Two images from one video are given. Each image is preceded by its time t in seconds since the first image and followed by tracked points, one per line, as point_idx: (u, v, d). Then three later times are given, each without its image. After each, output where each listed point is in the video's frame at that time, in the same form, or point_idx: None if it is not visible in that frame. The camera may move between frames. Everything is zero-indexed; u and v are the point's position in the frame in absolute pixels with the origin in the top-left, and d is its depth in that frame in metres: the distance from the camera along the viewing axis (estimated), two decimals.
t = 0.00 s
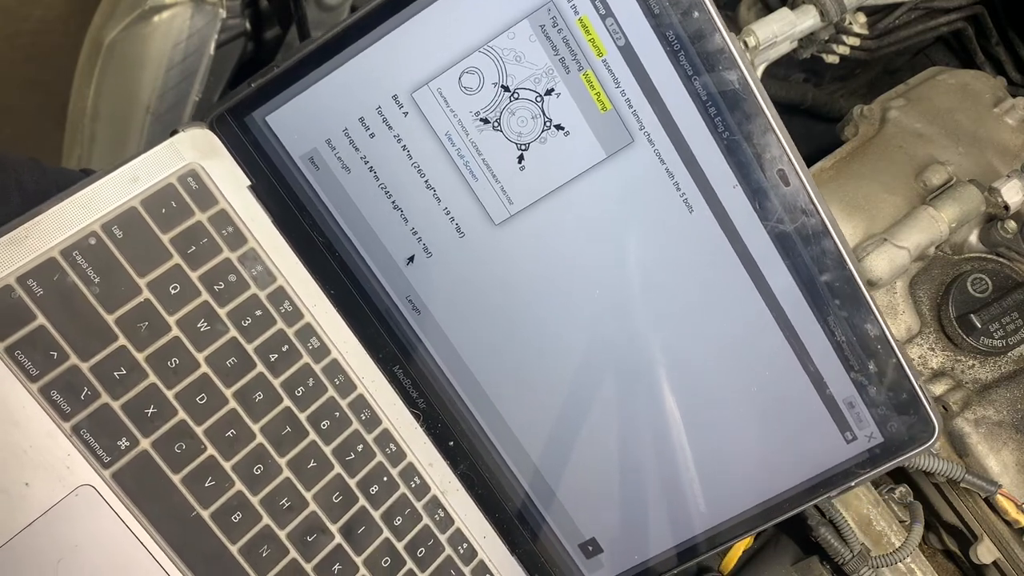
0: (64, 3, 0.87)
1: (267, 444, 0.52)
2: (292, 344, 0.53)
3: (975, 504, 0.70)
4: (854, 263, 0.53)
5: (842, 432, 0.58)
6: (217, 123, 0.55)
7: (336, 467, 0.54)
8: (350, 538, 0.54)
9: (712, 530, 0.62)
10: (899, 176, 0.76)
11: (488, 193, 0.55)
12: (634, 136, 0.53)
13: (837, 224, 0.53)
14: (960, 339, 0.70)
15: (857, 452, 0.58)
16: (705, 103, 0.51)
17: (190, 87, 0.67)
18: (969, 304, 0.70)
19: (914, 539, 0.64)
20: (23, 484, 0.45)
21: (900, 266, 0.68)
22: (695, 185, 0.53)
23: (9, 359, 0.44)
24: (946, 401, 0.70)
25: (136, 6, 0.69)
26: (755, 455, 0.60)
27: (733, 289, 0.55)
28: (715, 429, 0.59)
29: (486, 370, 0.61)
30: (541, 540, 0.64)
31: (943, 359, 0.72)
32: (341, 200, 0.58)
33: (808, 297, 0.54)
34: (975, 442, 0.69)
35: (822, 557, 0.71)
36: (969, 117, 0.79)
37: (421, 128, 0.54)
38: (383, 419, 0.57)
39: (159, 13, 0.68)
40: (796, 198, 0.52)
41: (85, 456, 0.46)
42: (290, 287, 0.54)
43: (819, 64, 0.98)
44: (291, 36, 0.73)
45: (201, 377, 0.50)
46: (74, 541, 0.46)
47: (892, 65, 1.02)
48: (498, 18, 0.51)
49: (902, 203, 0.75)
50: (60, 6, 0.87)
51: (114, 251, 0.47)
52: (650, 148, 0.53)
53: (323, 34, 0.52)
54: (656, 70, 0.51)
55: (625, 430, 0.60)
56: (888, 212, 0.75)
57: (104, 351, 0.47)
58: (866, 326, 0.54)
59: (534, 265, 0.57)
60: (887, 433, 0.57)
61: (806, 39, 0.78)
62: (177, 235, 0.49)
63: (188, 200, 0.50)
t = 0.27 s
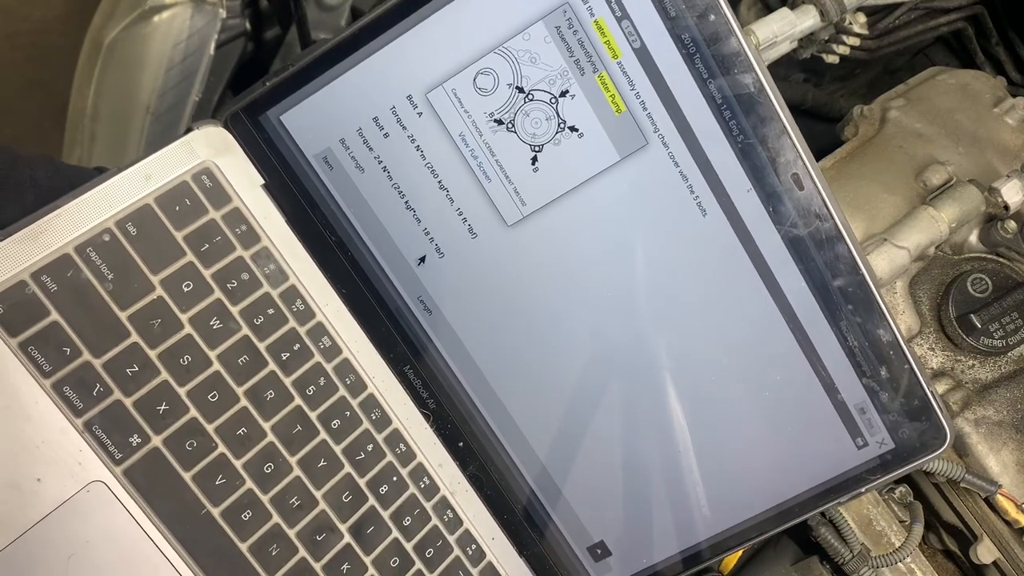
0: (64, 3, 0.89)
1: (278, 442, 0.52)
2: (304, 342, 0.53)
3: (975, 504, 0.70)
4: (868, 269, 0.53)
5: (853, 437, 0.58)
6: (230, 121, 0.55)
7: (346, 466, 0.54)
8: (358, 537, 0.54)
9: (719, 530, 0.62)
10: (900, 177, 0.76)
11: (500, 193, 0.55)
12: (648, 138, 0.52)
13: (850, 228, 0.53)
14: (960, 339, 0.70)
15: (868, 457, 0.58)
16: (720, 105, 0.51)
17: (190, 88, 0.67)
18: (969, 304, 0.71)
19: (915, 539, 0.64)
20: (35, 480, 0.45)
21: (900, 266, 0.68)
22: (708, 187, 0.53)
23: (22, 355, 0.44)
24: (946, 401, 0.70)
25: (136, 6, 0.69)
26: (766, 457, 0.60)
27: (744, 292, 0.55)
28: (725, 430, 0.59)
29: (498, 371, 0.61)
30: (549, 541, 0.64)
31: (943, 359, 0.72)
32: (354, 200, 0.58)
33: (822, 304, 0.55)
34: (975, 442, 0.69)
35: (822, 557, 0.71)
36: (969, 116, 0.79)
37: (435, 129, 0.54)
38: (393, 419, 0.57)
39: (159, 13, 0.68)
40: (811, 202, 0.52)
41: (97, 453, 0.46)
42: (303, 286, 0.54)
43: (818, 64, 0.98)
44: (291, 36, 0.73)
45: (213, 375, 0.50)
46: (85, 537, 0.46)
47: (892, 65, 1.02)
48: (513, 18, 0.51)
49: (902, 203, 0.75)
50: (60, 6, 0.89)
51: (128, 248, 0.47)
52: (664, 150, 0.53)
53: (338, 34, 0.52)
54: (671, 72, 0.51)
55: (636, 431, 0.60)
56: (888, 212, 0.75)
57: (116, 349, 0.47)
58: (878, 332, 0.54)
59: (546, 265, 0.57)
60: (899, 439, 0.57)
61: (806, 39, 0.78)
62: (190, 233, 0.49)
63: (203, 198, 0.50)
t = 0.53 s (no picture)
0: (64, 3, 0.89)
1: (280, 440, 0.52)
2: (306, 341, 0.53)
3: (975, 504, 0.70)
4: (870, 272, 0.53)
5: (854, 437, 0.58)
6: (235, 120, 0.56)
7: (348, 464, 0.54)
8: (360, 535, 0.54)
9: (719, 529, 0.62)
10: (900, 177, 0.76)
11: (503, 193, 0.55)
12: (651, 138, 0.52)
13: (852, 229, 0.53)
14: (959, 339, 0.70)
15: (868, 457, 0.58)
16: (723, 107, 0.51)
17: (190, 88, 0.67)
18: (969, 304, 0.71)
19: (914, 539, 0.65)
20: (39, 477, 0.45)
21: (900, 266, 0.68)
22: (710, 187, 0.53)
23: (26, 352, 0.44)
24: (946, 400, 0.70)
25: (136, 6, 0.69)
26: (767, 457, 0.60)
27: (745, 292, 0.55)
28: (727, 430, 0.59)
29: (500, 371, 0.61)
30: (549, 540, 0.64)
31: (943, 359, 0.72)
32: (357, 199, 0.58)
33: (823, 303, 0.55)
34: (975, 442, 0.69)
35: (822, 557, 0.71)
36: (969, 117, 0.79)
37: (438, 129, 0.54)
38: (395, 418, 0.57)
39: (159, 13, 0.68)
40: (814, 203, 0.52)
41: (100, 451, 0.46)
42: (305, 284, 0.54)
43: (818, 64, 0.98)
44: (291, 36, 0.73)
45: (216, 373, 0.50)
46: (88, 535, 0.46)
47: (892, 65, 1.02)
48: (517, 18, 0.51)
49: (902, 203, 0.75)
50: (60, 6, 0.89)
51: (131, 246, 0.47)
52: (667, 151, 0.53)
53: (343, 34, 0.52)
54: (675, 73, 0.51)
55: (637, 431, 0.60)
56: (888, 212, 0.75)
57: (120, 347, 0.47)
58: (879, 332, 0.54)
59: (548, 265, 0.57)
60: (899, 440, 0.57)
61: (806, 39, 0.78)
62: (194, 232, 0.49)
63: (206, 196, 0.49)
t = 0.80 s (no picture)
0: (64, 3, 0.89)
1: (275, 439, 0.52)
2: (300, 339, 0.53)
3: (975, 504, 0.70)
4: (866, 267, 0.53)
5: (850, 433, 0.58)
6: (227, 119, 0.56)
7: (343, 463, 0.54)
8: (355, 534, 0.54)
9: (717, 526, 0.62)
10: (898, 176, 0.76)
11: (497, 190, 0.55)
12: (645, 134, 0.52)
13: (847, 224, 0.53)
14: (959, 339, 0.70)
15: (864, 453, 0.58)
16: (717, 102, 0.51)
17: (190, 87, 0.67)
18: (969, 304, 0.71)
19: (914, 539, 0.65)
20: (32, 478, 0.45)
21: (900, 266, 0.68)
22: (704, 183, 0.53)
23: (18, 352, 0.44)
24: (946, 401, 0.70)
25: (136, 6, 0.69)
26: (762, 453, 0.60)
27: (740, 288, 0.55)
28: (722, 427, 0.59)
29: (495, 368, 0.61)
30: (546, 538, 0.64)
31: (942, 359, 0.72)
32: (351, 197, 0.58)
33: (818, 299, 0.55)
34: (975, 442, 0.69)
35: (822, 558, 0.70)
36: (969, 117, 0.79)
37: (431, 125, 0.54)
38: (390, 416, 0.57)
39: (159, 13, 0.67)
40: (809, 198, 0.52)
41: (93, 450, 0.46)
42: (299, 283, 0.54)
43: (818, 64, 0.98)
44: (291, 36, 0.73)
45: (209, 372, 0.50)
46: (81, 534, 0.46)
47: (892, 65, 1.02)
48: (510, 14, 0.51)
49: (902, 203, 0.75)
50: (60, 6, 0.89)
51: (123, 245, 0.47)
52: (661, 147, 0.53)
53: (335, 30, 0.52)
54: (668, 67, 0.51)
55: (633, 428, 0.60)
56: (888, 212, 0.75)
57: (111, 347, 0.47)
58: (875, 327, 0.54)
59: (542, 261, 0.57)
60: (895, 435, 0.57)
61: (805, 39, 0.78)
62: (186, 231, 0.49)
63: (198, 195, 0.49)
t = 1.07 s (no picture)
0: (64, 3, 0.89)
1: (275, 440, 0.52)
2: (302, 341, 0.53)
3: (975, 504, 0.70)
4: (870, 269, 0.53)
5: (853, 436, 0.58)
6: (228, 119, 0.55)
7: (343, 464, 0.54)
8: (356, 535, 0.54)
9: (719, 528, 0.62)
10: (899, 176, 0.76)
11: (499, 191, 0.55)
12: (647, 136, 0.52)
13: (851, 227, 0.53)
14: (960, 339, 0.70)
15: (867, 457, 0.58)
16: (720, 103, 0.51)
17: (190, 87, 0.67)
18: (969, 304, 0.71)
19: (914, 539, 0.65)
20: (32, 479, 0.45)
21: (900, 266, 0.68)
22: (707, 185, 0.53)
23: (18, 353, 0.44)
24: (946, 400, 0.70)
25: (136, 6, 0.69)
26: (764, 455, 0.60)
27: (742, 290, 0.55)
28: (723, 428, 0.59)
29: (497, 370, 0.61)
30: (547, 540, 0.64)
31: (943, 359, 0.72)
32: (353, 198, 0.58)
33: (821, 301, 0.55)
34: (975, 442, 0.69)
35: (822, 557, 0.70)
36: (969, 116, 0.79)
37: (433, 126, 0.54)
38: (390, 417, 0.57)
39: (159, 13, 0.67)
40: (811, 200, 0.52)
41: (94, 451, 0.46)
42: (300, 284, 0.54)
43: (818, 64, 0.98)
44: (291, 36, 0.73)
45: (210, 374, 0.50)
46: (82, 536, 0.46)
47: (892, 65, 1.02)
48: (513, 15, 0.51)
49: (902, 203, 0.75)
50: (60, 6, 0.89)
51: (124, 246, 0.47)
52: (663, 149, 0.53)
53: (337, 30, 0.52)
54: (671, 68, 0.51)
55: (635, 430, 0.60)
56: (888, 212, 0.75)
57: (113, 348, 0.47)
58: (878, 331, 0.54)
59: (544, 263, 0.57)
60: (898, 438, 0.57)
61: (805, 39, 0.78)
62: (187, 232, 0.49)
63: (200, 195, 0.49)
